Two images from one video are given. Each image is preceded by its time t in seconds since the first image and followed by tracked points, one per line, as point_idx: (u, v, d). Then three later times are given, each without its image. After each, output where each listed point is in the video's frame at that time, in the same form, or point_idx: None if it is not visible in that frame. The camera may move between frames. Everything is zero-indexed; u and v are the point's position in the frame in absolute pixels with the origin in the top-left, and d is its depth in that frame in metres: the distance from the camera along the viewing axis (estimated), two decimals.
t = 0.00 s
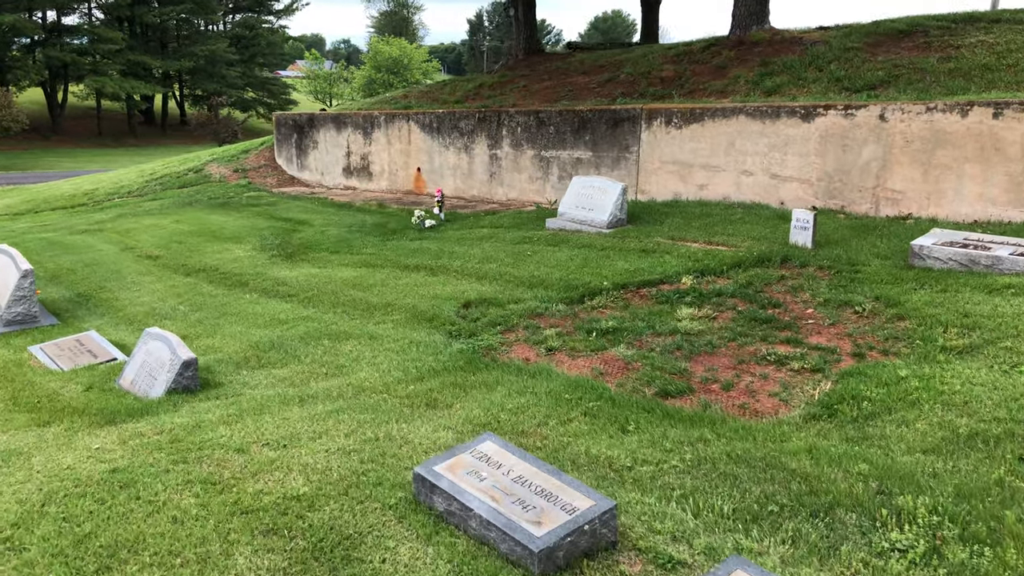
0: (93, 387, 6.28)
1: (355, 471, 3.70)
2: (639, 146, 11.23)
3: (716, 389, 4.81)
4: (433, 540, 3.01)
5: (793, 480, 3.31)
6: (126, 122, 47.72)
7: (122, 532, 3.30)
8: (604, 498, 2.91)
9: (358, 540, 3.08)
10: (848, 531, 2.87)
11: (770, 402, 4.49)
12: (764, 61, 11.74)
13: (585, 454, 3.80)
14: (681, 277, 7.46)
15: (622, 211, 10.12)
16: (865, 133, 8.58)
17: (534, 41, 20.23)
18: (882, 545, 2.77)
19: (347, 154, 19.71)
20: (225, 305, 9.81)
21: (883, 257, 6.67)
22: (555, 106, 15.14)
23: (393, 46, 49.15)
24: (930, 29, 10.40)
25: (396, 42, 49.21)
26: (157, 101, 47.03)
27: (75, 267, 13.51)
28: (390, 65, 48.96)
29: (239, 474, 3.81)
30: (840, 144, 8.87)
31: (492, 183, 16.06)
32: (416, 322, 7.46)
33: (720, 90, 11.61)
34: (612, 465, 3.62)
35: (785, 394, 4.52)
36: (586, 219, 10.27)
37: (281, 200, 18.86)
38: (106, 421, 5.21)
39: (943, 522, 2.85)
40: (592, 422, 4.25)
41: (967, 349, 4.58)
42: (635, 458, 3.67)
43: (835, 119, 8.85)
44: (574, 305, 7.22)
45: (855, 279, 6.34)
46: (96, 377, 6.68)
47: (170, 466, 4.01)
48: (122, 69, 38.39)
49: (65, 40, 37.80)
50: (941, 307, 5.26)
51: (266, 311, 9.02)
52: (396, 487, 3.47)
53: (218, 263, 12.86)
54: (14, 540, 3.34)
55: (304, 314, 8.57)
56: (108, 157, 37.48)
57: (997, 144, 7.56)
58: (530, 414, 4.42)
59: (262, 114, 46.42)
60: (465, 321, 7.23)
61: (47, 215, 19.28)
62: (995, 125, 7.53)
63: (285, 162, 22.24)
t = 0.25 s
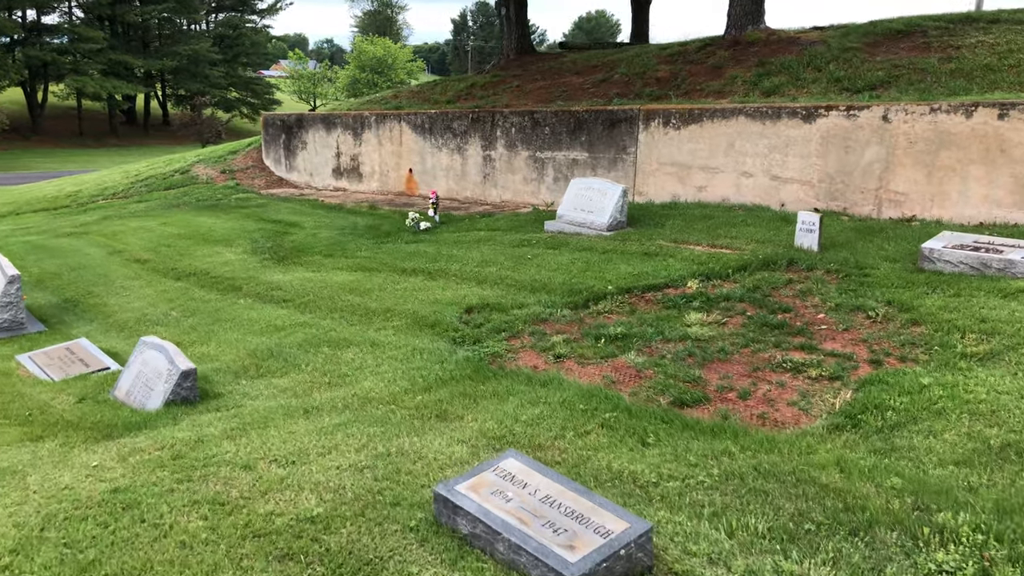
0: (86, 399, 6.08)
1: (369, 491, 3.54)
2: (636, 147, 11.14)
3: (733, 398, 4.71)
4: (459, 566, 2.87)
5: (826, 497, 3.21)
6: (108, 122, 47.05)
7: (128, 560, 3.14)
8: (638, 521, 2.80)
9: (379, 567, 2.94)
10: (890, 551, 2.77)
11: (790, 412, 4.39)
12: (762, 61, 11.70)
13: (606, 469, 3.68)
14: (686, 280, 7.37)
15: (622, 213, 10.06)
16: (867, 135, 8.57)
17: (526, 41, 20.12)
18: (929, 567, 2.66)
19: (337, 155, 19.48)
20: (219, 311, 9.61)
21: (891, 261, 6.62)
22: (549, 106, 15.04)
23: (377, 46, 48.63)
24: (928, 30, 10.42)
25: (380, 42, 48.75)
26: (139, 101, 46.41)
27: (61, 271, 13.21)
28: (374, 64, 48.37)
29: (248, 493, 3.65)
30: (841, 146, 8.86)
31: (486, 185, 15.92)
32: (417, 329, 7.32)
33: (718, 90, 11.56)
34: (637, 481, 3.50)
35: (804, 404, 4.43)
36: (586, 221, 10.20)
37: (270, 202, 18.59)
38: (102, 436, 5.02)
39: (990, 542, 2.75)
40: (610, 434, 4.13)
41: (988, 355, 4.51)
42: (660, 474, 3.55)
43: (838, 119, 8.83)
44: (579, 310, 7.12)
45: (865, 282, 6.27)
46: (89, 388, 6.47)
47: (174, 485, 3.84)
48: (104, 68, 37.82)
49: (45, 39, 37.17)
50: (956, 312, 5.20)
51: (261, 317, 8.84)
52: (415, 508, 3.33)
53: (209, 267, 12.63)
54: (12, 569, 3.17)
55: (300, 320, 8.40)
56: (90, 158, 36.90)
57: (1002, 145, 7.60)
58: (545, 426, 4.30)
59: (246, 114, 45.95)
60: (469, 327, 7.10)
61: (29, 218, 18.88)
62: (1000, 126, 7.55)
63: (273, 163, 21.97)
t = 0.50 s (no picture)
0: (71, 409, 5.86)
1: (377, 508, 3.39)
2: (627, 147, 11.06)
3: (742, 404, 4.62)
4: None
5: (851, 509, 3.11)
6: (82, 121, 46.14)
7: None
8: (667, 539, 2.69)
9: None
10: (925, 567, 2.68)
11: (802, 418, 4.30)
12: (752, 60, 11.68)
13: (621, 480, 3.56)
14: (685, 282, 7.29)
15: (616, 214, 10.00)
16: (862, 134, 8.57)
17: (512, 39, 19.97)
18: None
19: (320, 154, 19.20)
20: (205, 315, 9.38)
21: (892, 262, 6.61)
22: (537, 105, 14.92)
23: (356, 45, 47.91)
24: (918, 30, 10.49)
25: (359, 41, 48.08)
26: (114, 100, 45.56)
27: (39, 274, 12.85)
28: (353, 63, 47.66)
29: (250, 511, 3.48)
30: (836, 145, 8.85)
31: (473, 185, 15.76)
32: (412, 333, 7.16)
33: (708, 89, 11.52)
34: (656, 494, 3.39)
35: (816, 409, 4.34)
36: (579, 222, 10.12)
37: (253, 202, 18.28)
38: (91, 448, 4.82)
39: None
40: (622, 443, 4.01)
41: (1000, 358, 4.47)
42: (678, 486, 3.44)
43: (832, 119, 8.82)
44: (578, 313, 7.01)
45: (867, 284, 6.24)
46: (74, 397, 6.24)
47: (170, 502, 3.66)
48: (77, 66, 37.05)
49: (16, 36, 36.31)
50: (963, 315, 5.17)
51: (249, 321, 8.63)
52: (429, 525, 3.19)
53: (192, 269, 12.35)
54: None
55: (290, 324, 8.20)
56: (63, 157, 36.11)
57: (999, 145, 7.61)
58: (555, 435, 4.18)
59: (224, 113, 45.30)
60: (465, 331, 6.96)
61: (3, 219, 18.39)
62: (997, 126, 7.57)
63: (255, 163, 21.63)
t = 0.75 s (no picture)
0: (54, 422, 5.58)
1: (389, 527, 3.21)
2: (618, 145, 10.94)
3: (757, 408, 4.50)
4: None
5: (889, 521, 2.97)
6: (52, 121, 45.02)
7: None
8: (707, 560, 2.54)
9: None
10: None
11: (821, 423, 4.19)
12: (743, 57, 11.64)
13: (642, 493, 3.40)
14: (686, 282, 7.19)
15: (610, 213, 9.89)
16: (859, 131, 8.58)
17: (496, 37, 19.80)
18: None
19: (302, 153, 18.87)
20: (189, 320, 9.08)
21: (896, 260, 6.59)
22: (525, 103, 14.78)
23: (333, 44, 47.20)
24: (909, 27, 10.59)
25: (336, 40, 47.46)
26: (86, 99, 44.53)
27: (13, 279, 12.40)
28: (330, 62, 47.03)
29: (254, 532, 3.28)
30: (833, 143, 8.84)
31: (460, 184, 15.57)
32: (407, 337, 6.97)
33: (699, 87, 11.47)
34: (682, 507, 3.24)
35: (835, 414, 4.23)
36: (572, 222, 9.99)
37: (235, 203, 17.90)
38: (77, 464, 4.56)
39: None
40: (639, 452, 3.86)
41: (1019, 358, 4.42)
42: (705, 498, 3.29)
43: (829, 116, 8.80)
44: (578, 315, 6.87)
45: (873, 283, 6.18)
46: (56, 408, 5.96)
47: (167, 523, 3.44)
48: (48, 65, 36.14)
49: None
50: (974, 315, 5.12)
51: (236, 326, 8.37)
52: (449, 544, 3.02)
53: (173, 273, 12.00)
54: None
55: (279, 329, 7.96)
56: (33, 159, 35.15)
57: (999, 141, 7.63)
58: (567, 443, 4.03)
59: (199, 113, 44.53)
60: (463, 334, 6.79)
61: None
62: (997, 122, 7.58)
63: (234, 163, 21.23)
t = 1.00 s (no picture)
0: (42, 439, 5.36)
1: (407, 553, 3.10)
2: (612, 146, 10.84)
3: (773, 417, 4.39)
4: None
5: (927, 539, 2.88)
6: (27, 123, 44.17)
7: None
8: None
9: None
10: None
11: (840, 432, 4.10)
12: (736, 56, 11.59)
13: (667, 512, 3.28)
14: (688, 286, 7.10)
15: (607, 214, 9.78)
16: (857, 130, 8.56)
17: (483, 36, 19.63)
18: None
19: (287, 155, 18.60)
20: (179, 328, 8.86)
21: (901, 262, 6.56)
22: (515, 103, 14.65)
23: (313, 43, 46.59)
24: (902, 26, 10.64)
25: (316, 40, 46.88)
26: (61, 101, 43.72)
27: None
28: (310, 62, 46.42)
29: (264, 561, 3.13)
30: (830, 142, 8.81)
31: (450, 185, 15.40)
32: (405, 344, 6.82)
33: (693, 86, 11.40)
34: (710, 526, 3.13)
35: (854, 422, 4.14)
36: (569, 224, 9.87)
37: (220, 206, 17.59)
38: (69, 485, 4.37)
39: None
40: (658, 467, 3.74)
41: None
42: (734, 516, 3.18)
43: (826, 115, 8.76)
44: (580, 321, 6.76)
45: (879, 285, 6.13)
46: (44, 424, 5.74)
47: (171, 552, 3.28)
48: (23, 66, 35.42)
49: None
50: (986, 319, 5.07)
51: (227, 334, 8.15)
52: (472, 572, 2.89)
53: (159, 278, 11.73)
54: None
55: (271, 337, 7.76)
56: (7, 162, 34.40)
57: (999, 140, 7.63)
58: (583, 457, 3.90)
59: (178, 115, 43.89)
60: (463, 341, 6.65)
61: None
62: (997, 121, 7.59)
63: (217, 164, 20.89)
